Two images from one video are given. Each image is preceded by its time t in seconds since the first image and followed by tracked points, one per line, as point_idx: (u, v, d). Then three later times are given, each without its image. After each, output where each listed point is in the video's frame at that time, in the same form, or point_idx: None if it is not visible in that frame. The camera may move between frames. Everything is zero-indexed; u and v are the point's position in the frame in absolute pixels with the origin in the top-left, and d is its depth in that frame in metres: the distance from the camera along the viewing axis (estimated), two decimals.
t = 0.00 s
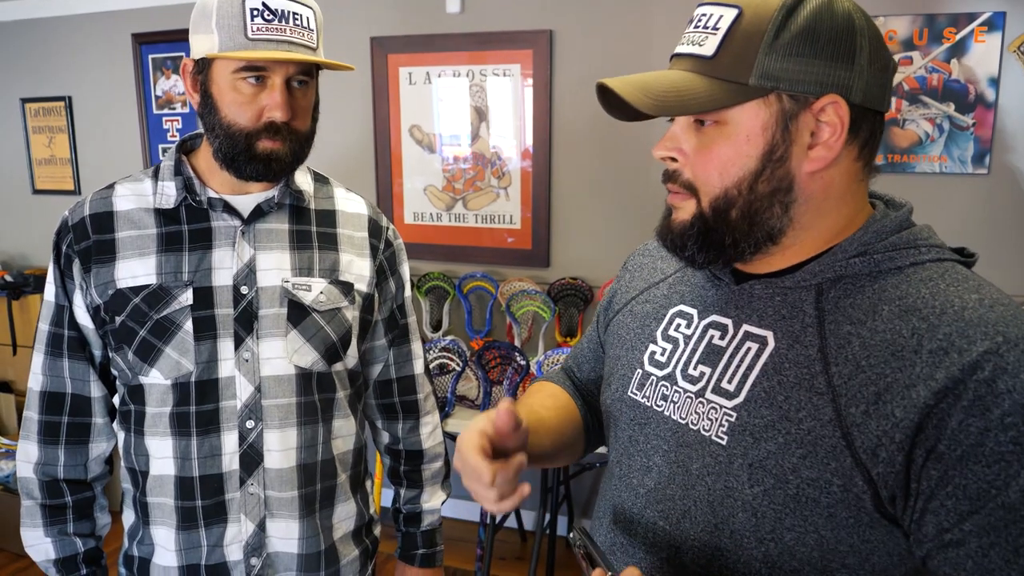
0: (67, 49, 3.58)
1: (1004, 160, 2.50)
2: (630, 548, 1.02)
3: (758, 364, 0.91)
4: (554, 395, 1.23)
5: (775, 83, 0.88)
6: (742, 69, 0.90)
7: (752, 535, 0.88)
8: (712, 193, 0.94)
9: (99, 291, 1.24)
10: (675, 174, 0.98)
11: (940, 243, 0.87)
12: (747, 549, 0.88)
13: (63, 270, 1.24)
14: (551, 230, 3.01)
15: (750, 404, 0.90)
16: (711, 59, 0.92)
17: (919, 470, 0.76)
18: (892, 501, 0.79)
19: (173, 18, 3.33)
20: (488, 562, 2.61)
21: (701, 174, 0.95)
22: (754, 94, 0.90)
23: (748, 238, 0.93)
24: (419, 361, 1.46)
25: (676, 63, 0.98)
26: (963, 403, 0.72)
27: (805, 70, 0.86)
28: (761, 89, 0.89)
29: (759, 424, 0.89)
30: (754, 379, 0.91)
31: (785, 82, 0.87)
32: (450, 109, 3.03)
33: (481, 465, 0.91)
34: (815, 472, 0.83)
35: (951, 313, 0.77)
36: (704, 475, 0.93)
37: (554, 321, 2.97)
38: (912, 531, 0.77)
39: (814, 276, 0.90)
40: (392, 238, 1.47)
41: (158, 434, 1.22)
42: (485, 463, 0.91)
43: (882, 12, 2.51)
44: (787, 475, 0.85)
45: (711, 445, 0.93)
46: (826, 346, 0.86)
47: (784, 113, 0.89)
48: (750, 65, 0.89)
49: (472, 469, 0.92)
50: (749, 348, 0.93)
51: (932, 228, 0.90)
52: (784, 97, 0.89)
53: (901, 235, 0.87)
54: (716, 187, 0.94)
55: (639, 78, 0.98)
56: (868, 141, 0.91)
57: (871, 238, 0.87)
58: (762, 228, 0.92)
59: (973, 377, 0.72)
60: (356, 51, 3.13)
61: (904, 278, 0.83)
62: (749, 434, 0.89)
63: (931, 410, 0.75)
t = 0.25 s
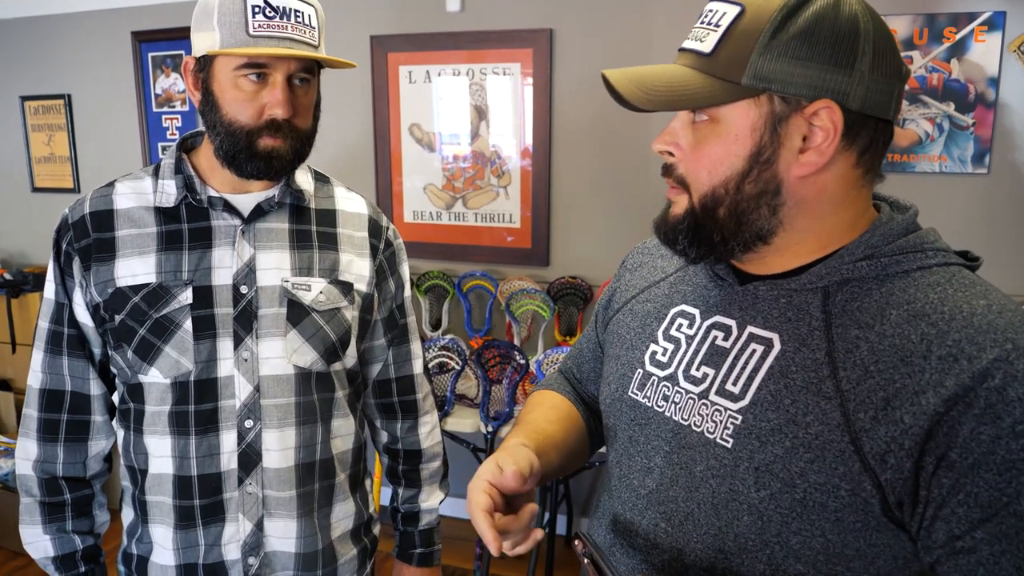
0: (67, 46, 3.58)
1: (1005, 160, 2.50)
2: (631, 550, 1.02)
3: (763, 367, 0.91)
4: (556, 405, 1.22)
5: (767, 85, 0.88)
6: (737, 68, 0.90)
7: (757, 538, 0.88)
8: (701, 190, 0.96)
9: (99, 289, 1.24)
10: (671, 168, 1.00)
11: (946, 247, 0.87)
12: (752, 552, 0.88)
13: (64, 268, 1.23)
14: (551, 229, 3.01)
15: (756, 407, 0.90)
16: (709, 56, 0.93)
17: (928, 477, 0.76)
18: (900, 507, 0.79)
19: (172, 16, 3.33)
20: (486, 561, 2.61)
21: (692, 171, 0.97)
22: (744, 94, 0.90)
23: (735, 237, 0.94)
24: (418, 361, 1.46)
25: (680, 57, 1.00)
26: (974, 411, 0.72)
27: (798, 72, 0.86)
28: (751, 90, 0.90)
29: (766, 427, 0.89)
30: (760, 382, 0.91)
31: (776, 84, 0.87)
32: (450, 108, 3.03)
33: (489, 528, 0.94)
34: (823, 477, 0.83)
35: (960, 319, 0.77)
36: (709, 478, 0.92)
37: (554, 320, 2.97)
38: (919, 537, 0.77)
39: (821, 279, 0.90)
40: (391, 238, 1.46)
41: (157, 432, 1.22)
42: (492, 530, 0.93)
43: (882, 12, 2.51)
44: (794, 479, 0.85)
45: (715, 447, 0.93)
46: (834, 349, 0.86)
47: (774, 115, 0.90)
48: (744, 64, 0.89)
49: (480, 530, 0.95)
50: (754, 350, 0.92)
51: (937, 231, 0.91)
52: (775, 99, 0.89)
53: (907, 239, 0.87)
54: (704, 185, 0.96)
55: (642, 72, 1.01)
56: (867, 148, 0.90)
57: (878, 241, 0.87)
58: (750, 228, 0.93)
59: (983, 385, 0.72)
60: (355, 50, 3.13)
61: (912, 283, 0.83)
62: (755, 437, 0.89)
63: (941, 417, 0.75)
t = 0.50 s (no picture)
0: (65, 45, 3.57)
1: (1004, 159, 2.50)
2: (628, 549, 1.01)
3: (760, 366, 0.91)
4: (559, 404, 1.22)
5: (769, 80, 0.87)
6: (740, 61, 0.90)
7: (753, 538, 0.88)
8: (700, 182, 0.96)
9: (96, 288, 1.23)
10: (671, 160, 1.00)
11: (946, 246, 0.87)
12: (748, 551, 0.88)
13: (60, 267, 1.23)
14: (550, 228, 3.01)
15: (753, 406, 0.90)
16: (714, 49, 0.93)
17: (925, 477, 0.75)
18: (896, 507, 0.78)
19: (170, 15, 3.32)
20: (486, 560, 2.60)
21: (691, 164, 0.96)
22: (746, 88, 0.90)
23: (732, 232, 0.94)
24: (417, 361, 1.46)
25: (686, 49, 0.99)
26: (970, 411, 0.72)
27: (801, 70, 0.86)
28: (754, 84, 0.89)
29: (763, 427, 0.88)
30: (757, 381, 0.90)
31: (779, 79, 0.87)
32: (449, 107, 3.02)
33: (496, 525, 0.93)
34: (819, 476, 0.83)
35: (958, 318, 0.77)
36: (705, 477, 0.92)
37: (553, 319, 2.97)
38: (916, 538, 0.76)
39: (818, 278, 0.89)
40: (390, 238, 1.46)
41: (154, 432, 1.21)
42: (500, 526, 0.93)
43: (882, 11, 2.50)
44: (790, 479, 0.85)
45: (712, 446, 0.92)
46: (831, 348, 0.85)
47: (775, 111, 0.89)
48: (747, 58, 0.89)
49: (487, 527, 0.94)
50: (752, 349, 0.92)
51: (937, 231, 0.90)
52: (777, 95, 0.89)
53: (906, 238, 0.86)
54: (703, 178, 0.96)
55: (647, 62, 1.01)
56: (866, 151, 0.89)
57: (877, 240, 0.87)
58: (747, 224, 0.93)
59: (980, 385, 0.72)
60: (354, 49, 3.12)
61: (911, 282, 0.83)
62: (751, 437, 0.89)
63: (938, 417, 0.75)
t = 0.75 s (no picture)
0: (63, 43, 3.56)
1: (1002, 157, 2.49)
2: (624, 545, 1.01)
3: (754, 360, 0.90)
4: (564, 395, 1.22)
5: (771, 75, 0.87)
6: (743, 56, 0.89)
7: (746, 533, 0.87)
8: (699, 177, 0.96)
9: (92, 286, 1.23)
10: (671, 154, 1.00)
11: (942, 241, 0.86)
12: (742, 547, 0.88)
13: (56, 265, 1.22)
14: (549, 226, 3.00)
15: (746, 400, 0.90)
16: (717, 43, 0.93)
17: (917, 472, 0.75)
18: (888, 501, 0.78)
19: (168, 14, 3.31)
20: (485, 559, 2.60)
21: (692, 158, 0.96)
22: (748, 83, 0.90)
23: (730, 227, 0.94)
24: (415, 359, 1.45)
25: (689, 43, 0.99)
26: (961, 405, 0.72)
27: (803, 66, 0.86)
28: (756, 79, 0.89)
29: (755, 421, 0.88)
30: (750, 376, 0.90)
31: (780, 75, 0.87)
32: (448, 106, 3.02)
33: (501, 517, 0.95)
34: (810, 471, 0.83)
35: (951, 312, 0.77)
36: (698, 472, 0.92)
37: (552, 318, 2.97)
38: (909, 533, 0.76)
39: (813, 273, 0.89)
40: (387, 235, 1.46)
41: (151, 430, 1.21)
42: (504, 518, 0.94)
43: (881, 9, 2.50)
44: (782, 473, 0.85)
45: (706, 441, 0.92)
46: (824, 342, 0.85)
47: (776, 106, 0.89)
48: (749, 54, 0.89)
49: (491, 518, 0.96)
50: (746, 344, 0.92)
51: (934, 226, 0.90)
52: (778, 91, 0.88)
53: (902, 233, 0.86)
54: (703, 172, 0.96)
55: (648, 55, 1.01)
56: (866, 150, 0.89)
57: (872, 234, 0.87)
58: (745, 220, 0.93)
59: (972, 379, 0.72)
60: (353, 47, 3.11)
61: (905, 277, 0.82)
62: (744, 431, 0.89)
63: (929, 411, 0.74)
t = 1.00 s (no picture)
0: (63, 42, 3.56)
1: (1002, 155, 2.49)
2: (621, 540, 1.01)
3: (750, 353, 0.90)
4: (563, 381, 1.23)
5: (774, 74, 0.87)
6: (745, 54, 0.89)
7: (743, 526, 0.87)
8: (702, 175, 0.96)
9: (90, 284, 1.22)
10: (673, 153, 1.00)
11: (940, 235, 0.86)
12: (738, 540, 0.88)
13: (54, 264, 1.22)
14: (548, 225, 3.00)
15: (742, 393, 0.89)
16: (719, 41, 0.92)
17: (913, 463, 0.75)
18: (883, 493, 0.78)
19: (168, 13, 3.31)
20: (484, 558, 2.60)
21: (694, 157, 0.96)
22: (751, 81, 0.89)
23: (733, 225, 0.94)
24: (413, 357, 1.45)
25: (689, 42, 0.99)
26: (956, 395, 0.71)
27: (806, 63, 0.85)
28: (758, 78, 0.89)
29: (751, 413, 0.88)
30: (747, 368, 0.90)
31: (783, 74, 0.86)
32: (447, 104, 3.01)
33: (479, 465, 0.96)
34: (805, 462, 0.83)
35: (947, 303, 0.76)
36: (695, 465, 0.92)
37: (552, 316, 2.97)
38: (906, 525, 0.76)
39: (810, 265, 0.89)
40: (385, 233, 1.45)
41: (149, 428, 1.21)
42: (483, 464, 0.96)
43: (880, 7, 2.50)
44: (777, 465, 0.85)
45: (702, 434, 0.92)
46: (820, 334, 0.85)
47: (779, 104, 0.89)
48: (751, 52, 0.88)
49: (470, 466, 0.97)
50: (743, 337, 0.92)
51: (933, 221, 0.89)
52: (782, 88, 0.88)
53: (899, 226, 0.86)
54: (706, 170, 0.95)
55: (648, 53, 1.00)
56: (869, 146, 0.88)
57: (869, 227, 0.86)
58: (748, 218, 0.93)
59: (967, 369, 0.71)
60: (353, 46, 3.11)
61: (901, 269, 0.82)
62: (740, 424, 0.89)
63: (924, 401, 0.74)
